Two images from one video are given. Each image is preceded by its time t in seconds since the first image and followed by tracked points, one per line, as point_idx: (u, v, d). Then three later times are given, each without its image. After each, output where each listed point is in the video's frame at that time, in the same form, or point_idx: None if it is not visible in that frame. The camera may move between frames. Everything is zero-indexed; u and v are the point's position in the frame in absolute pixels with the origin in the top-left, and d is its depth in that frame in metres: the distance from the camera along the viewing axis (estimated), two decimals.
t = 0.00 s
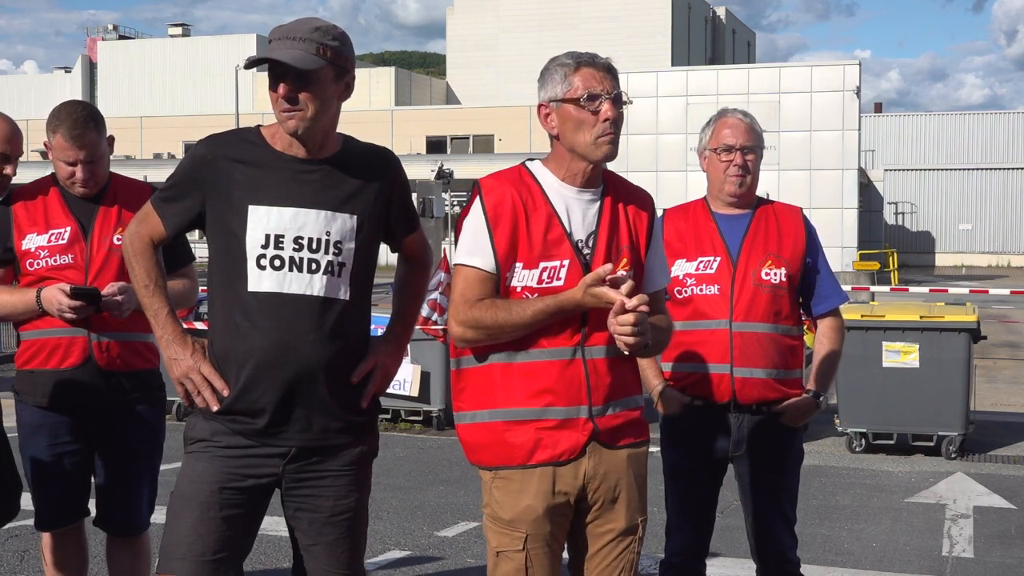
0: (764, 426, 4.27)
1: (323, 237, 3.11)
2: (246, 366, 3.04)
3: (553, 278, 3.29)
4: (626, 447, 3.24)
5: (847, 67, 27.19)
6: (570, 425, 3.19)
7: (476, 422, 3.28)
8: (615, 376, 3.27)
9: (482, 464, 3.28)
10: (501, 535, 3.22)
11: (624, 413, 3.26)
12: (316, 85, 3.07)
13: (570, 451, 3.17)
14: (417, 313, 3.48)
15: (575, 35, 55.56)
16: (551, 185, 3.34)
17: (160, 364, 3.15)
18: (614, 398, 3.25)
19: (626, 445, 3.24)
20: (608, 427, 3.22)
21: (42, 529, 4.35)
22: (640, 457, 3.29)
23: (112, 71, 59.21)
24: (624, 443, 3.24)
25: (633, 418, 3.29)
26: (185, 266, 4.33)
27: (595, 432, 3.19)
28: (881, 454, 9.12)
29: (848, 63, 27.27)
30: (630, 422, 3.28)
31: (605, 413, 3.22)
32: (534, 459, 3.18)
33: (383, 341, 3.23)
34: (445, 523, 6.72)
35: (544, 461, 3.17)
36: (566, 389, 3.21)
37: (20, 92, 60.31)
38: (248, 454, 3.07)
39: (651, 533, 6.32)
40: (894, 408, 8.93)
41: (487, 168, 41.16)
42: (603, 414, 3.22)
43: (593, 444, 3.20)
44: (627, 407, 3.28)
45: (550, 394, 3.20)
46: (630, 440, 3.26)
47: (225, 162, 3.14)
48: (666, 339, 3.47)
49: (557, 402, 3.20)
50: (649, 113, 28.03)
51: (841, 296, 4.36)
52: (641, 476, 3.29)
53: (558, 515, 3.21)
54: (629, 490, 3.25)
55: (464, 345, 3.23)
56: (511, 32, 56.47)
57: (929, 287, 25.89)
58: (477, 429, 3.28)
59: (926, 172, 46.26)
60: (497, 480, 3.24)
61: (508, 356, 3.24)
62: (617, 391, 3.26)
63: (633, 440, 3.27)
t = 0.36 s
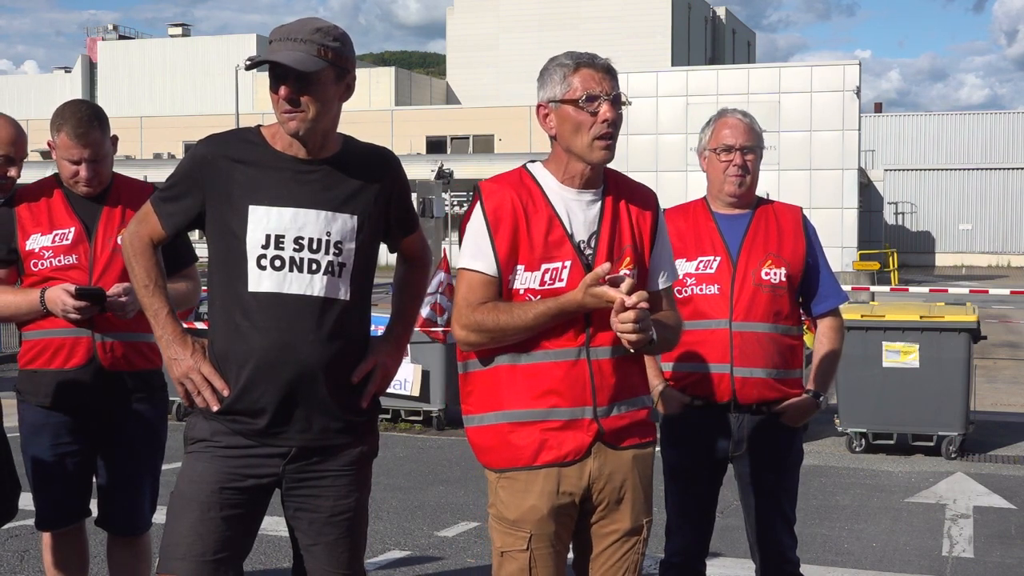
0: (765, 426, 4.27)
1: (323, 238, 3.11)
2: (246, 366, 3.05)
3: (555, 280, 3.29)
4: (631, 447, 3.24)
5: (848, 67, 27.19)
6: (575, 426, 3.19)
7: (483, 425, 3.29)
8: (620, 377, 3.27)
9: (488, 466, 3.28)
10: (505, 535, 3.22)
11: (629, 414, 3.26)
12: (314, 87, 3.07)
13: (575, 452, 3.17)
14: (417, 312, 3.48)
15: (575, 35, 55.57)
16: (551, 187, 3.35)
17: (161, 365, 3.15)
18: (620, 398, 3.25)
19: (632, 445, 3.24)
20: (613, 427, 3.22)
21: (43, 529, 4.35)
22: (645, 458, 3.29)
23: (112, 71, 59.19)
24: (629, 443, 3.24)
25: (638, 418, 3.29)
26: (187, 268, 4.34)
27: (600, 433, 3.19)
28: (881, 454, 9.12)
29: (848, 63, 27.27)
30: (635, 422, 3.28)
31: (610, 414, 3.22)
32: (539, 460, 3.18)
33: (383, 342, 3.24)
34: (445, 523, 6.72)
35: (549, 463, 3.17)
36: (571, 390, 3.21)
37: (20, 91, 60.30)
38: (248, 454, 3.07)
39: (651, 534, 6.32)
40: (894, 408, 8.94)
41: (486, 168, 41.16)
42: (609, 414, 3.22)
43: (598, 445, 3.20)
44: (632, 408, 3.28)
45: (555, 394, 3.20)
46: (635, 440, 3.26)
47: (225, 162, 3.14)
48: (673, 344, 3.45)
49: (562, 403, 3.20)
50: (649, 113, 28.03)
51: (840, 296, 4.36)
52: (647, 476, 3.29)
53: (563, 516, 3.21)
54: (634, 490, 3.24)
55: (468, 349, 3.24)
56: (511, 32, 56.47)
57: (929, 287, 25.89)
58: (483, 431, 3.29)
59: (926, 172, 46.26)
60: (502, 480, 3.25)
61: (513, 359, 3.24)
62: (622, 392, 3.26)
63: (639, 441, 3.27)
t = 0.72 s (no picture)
0: (765, 425, 4.27)
1: (323, 238, 3.11)
2: (246, 366, 3.05)
3: (544, 283, 3.28)
4: (632, 447, 3.24)
5: (847, 67, 27.19)
6: (575, 425, 3.19)
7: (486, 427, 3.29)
8: (621, 375, 3.27)
9: (492, 470, 3.29)
10: (507, 536, 3.22)
11: (629, 414, 3.26)
12: (315, 86, 3.07)
13: (577, 453, 3.17)
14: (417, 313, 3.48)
15: (575, 35, 55.58)
16: (544, 191, 3.35)
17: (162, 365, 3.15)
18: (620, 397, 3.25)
19: (633, 445, 3.24)
20: (613, 426, 3.22)
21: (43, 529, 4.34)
22: (647, 458, 3.28)
23: (112, 71, 59.19)
24: (630, 443, 3.24)
25: (638, 418, 3.29)
26: (188, 268, 4.33)
27: (601, 432, 3.19)
28: (881, 454, 9.12)
29: (848, 63, 27.27)
30: (636, 422, 3.28)
31: (610, 413, 3.22)
32: (541, 462, 3.18)
33: (383, 341, 3.24)
34: (445, 523, 6.72)
35: (551, 464, 3.17)
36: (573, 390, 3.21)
37: (20, 91, 60.30)
38: (249, 455, 3.07)
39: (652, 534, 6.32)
40: (894, 408, 8.93)
41: (486, 168, 41.17)
42: (609, 414, 3.22)
43: (599, 445, 3.20)
44: (632, 408, 3.28)
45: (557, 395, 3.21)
46: (636, 440, 3.26)
47: (225, 162, 3.14)
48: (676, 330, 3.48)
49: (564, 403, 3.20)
50: (649, 113, 28.03)
51: (840, 296, 4.36)
52: (649, 476, 3.29)
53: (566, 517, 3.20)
54: (636, 489, 3.24)
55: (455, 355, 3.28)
56: (511, 32, 56.47)
57: (929, 288, 25.89)
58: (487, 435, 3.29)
59: (926, 172, 46.25)
60: (505, 482, 3.25)
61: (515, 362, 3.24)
62: (623, 391, 3.27)
63: (640, 440, 3.26)
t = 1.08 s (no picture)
0: (764, 426, 4.27)
1: (323, 238, 3.11)
2: (246, 366, 3.05)
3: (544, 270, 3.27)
4: (629, 445, 3.24)
5: (848, 67, 27.18)
6: (577, 416, 3.17)
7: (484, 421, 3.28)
8: (622, 371, 3.26)
9: (486, 461, 3.28)
10: (502, 533, 3.23)
11: (629, 409, 3.26)
12: (316, 84, 3.07)
13: (579, 439, 3.16)
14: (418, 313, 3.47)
15: (575, 35, 55.58)
16: (538, 182, 3.34)
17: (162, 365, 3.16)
18: (619, 392, 3.24)
19: (629, 442, 3.24)
20: (613, 421, 3.22)
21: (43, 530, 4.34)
22: (645, 456, 3.29)
23: (112, 71, 59.20)
24: (628, 440, 3.24)
25: (637, 414, 3.28)
26: (188, 269, 4.33)
27: (601, 426, 3.18)
28: (881, 454, 9.12)
29: (848, 63, 27.26)
30: (634, 418, 3.27)
31: (610, 405, 3.21)
32: (540, 454, 3.18)
33: (384, 343, 3.24)
34: (445, 523, 6.72)
35: (550, 455, 3.17)
36: (573, 384, 3.19)
37: (20, 91, 60.31)
38: (248, 454, 3.07)
39: (652, 534, 6.32)
40: (894, 407, 8.93)
41: (486, 168, 41.19)
42: (609, 405, 3.21)
43: (598, 441, 3.19)
44: (631, 403, 3.28)
45: (558, 387, 3.19)
46: (632, 436, 3.25)
47: (225, 162, 3.14)
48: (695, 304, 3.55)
49: (563, 395, 3.19)
50: (649, 113, 28.04)
51: (840, 296, 4.37)
52: (644, 474, 3.29)
53: (560, 514, 3.21)
54: (632, 489, 3.25)
55: (490, 325, 3.10)
56: (512, 32, 56.47)
57: (930, 288, 25.89)
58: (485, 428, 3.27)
59: (926, 172, 46.25)
60: (499, 479, 3.25)
61: (522, 349, 3.21)
62: (623, 384, 3.26)
63: (638, 438, 3.26)
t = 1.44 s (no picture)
0: (764, 426, 4.27)
1: (323, 238, 3.11)
2: (246, 366, 3.05)
3: (545, 277, 3.25)
4: (636, 447, 3.24)
5: (848, 67, 27.17)
6: (584, 420, 3.19)
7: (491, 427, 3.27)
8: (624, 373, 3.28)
9: (495, 468, 3.27)
10: (510, 538, 3.21)
11: (630, 411, 3.27)
12: (316, 86, 3.07)
13: (584, 446, 3.18)
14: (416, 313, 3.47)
15: (576, 35, 55.59)
16: (539, 188, 3.35)
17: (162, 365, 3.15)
18: (623, 395, 3.26)
19: (636, 444, 3.24)
20: (619, 424, 3.23)
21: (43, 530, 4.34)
22: (649, 458, 3.29)
23: (112, 71, 59.19)
24: (635, 442, 3.24)
25: (640, 416, 3.30)
26: (186, 268, 4.33)
27: (607, 429, 3.19)
28: (881, 454, 9.12)
29: (848, 63, 27.25)
30: (638, 420, 3.28)
31: (615, 408, 3.23)
32: (549, 458, 3.17)
33: (384, 343, 3.24)
34: (445, 523, 6.72)
35: (560, 460, 3.17)
36: (580, 387, 3.20)
37: (20, 92, 60.30)
38: (249, 455, 3.08)
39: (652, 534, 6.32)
40: (894, 408, 8.93)
41: (486, 168, 41.18)
42: (613, 409, 3.23)
43: (603, 442, 3.20)
44: (633, 406, 3.29)
45: (565, 391, 3.20)
46: (639, 439, 3.26)
47: (224, 162, 3.14)
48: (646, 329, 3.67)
49: (571, 398, 3.20)
50: (649, 113, 28.07)
51: (840, 296, 4.35)
52: (649, 475, 3.30)
53: (569, 518, 3.20)
54: (638, 490, 3.25)
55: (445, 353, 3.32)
56: (512, 32, 56.48)
57: (930, 288, 25.89)
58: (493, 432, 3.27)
59: (926, 172, 46.25)
60: (507, 484, 3.24)
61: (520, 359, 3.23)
62: (624, 386, 3.28)
63: (643, 440, 3.27)
